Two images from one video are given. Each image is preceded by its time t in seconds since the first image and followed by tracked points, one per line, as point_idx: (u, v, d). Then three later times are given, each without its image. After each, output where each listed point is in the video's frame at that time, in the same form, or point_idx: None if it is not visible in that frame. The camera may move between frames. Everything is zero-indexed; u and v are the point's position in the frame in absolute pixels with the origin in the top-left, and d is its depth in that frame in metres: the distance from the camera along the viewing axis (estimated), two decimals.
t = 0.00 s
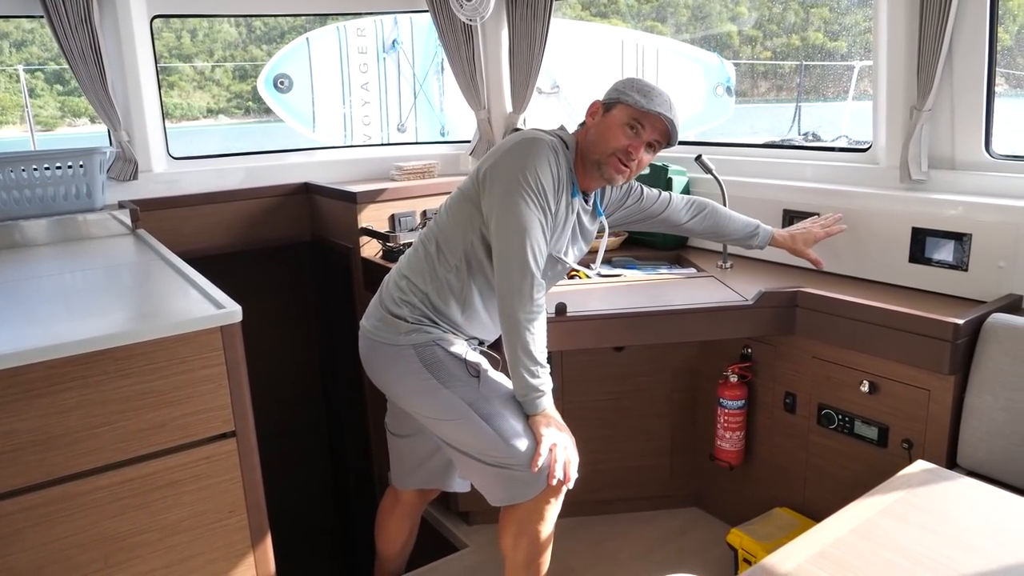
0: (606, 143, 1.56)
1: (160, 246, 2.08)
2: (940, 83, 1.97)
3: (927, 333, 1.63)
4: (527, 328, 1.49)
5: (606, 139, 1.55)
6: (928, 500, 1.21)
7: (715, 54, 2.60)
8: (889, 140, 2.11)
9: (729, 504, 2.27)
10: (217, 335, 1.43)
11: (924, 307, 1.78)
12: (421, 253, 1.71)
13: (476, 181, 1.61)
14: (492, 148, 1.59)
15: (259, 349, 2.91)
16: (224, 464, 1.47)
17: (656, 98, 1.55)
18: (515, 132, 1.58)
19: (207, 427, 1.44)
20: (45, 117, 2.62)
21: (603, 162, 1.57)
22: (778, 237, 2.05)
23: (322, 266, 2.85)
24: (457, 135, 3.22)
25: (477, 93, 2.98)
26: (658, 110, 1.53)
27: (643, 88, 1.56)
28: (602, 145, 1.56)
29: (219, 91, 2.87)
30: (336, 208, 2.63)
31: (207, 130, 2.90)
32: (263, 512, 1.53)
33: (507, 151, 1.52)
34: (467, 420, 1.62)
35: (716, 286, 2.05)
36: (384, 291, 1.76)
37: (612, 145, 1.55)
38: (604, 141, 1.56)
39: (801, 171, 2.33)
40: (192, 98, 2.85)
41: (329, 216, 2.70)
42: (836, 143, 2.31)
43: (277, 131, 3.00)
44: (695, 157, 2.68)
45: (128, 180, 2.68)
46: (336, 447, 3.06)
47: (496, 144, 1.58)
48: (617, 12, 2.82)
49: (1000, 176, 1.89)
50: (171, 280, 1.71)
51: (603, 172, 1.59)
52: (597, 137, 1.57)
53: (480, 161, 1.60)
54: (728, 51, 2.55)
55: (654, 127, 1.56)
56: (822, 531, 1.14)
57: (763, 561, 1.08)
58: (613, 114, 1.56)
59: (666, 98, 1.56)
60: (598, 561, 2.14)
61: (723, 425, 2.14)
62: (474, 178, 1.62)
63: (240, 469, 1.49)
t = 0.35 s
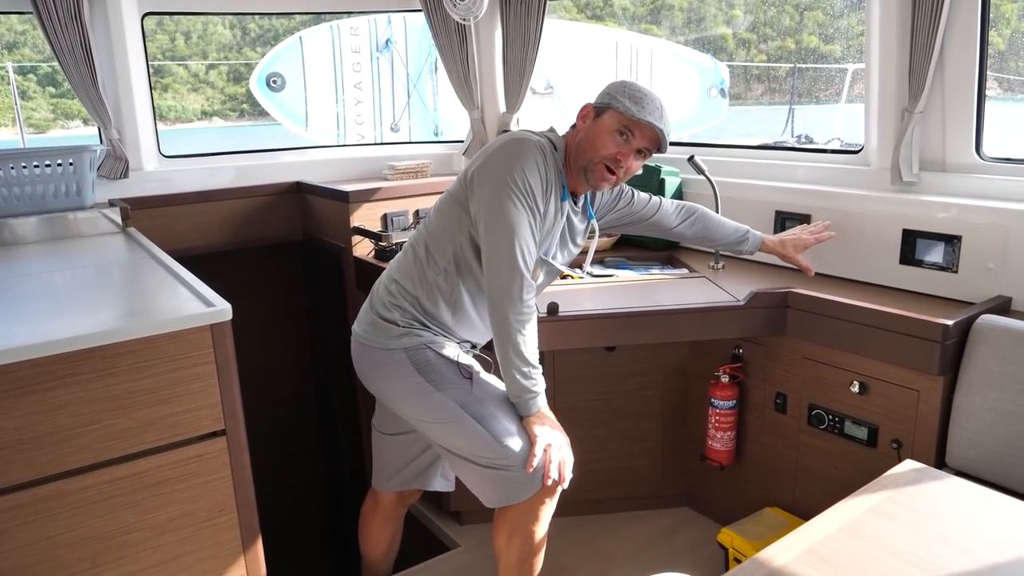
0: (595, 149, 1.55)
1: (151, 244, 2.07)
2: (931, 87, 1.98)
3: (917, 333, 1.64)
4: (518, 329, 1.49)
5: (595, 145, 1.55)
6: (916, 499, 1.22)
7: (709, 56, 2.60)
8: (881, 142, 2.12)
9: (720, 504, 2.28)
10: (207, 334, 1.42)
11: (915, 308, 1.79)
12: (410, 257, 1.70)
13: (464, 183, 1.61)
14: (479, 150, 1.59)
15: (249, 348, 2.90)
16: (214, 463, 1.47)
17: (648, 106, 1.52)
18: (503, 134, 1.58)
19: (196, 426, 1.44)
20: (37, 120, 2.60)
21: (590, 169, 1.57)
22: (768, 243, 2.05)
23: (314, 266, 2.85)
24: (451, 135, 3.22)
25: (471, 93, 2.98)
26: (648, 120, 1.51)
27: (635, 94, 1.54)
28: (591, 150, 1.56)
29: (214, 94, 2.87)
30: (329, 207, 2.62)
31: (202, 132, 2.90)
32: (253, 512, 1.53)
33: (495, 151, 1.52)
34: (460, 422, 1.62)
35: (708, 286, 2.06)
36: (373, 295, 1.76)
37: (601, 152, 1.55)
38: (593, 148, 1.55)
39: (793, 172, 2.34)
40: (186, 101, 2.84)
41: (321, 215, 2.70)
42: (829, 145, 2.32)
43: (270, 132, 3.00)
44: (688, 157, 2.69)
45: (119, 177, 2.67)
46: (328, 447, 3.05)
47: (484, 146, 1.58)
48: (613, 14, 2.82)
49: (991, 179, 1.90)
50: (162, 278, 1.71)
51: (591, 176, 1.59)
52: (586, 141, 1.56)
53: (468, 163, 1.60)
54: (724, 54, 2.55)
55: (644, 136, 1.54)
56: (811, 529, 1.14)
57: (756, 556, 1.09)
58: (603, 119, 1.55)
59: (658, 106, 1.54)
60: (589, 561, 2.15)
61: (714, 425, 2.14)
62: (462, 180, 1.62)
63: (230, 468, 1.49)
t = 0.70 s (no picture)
0: (564, 148, 1.56)
1: (127, 242, 2.06)
2: (907, 87, 2.01)
3: (890, 329, 1.67)
4: (482, 324, 1.49)
5: (562, 144, 1.56)
6: (883, 493, 1.24)
7: (691, 56, 2.62)
8: (858, 142, 2.14)
9: (699, 500, 2.29)
10: (182, 331, 1.42)
11: (889, 305, 1.81)
12: (371, 261, 1.72)
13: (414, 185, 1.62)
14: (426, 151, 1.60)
15: (228, 348, 2.89)
16: (189, 462, 1.46)
17: (611, 100, 1.54)
18: (447, 132, 1.59)
19: (172, 423, 1.44)
20: (16, 117, 2.58)
21: (556, 164, 1.59)
22: (728, 234, 2.05)
23: (295, 264, 2.84)
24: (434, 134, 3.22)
25: (453, 92, 2.99)
26: (613, 118, 1.53)
27: (596, 86, 1.53)
28: (560, 149, 1.57)
29: (198, 92, 2.87)
30: (309, 205, 2.62)
31: (183, 130, 2.89)
32: (227, 512, 1.52)
33: (440, 150, 1.53)
34: (428, 421, 1.62)
35: (686, 284, 2.07)
36: (340, 301, 1.77)
37: (570, 151, 1.56)
38: (561, 146, 1.56)
39: (772, 172, 2.36)
40: (169, 99, 2.84)
41: (302, 213, 2.69)
42: (810, 146, 2.34)
43: (252, 130, 2.99)
44: (668, 156, 2.71)
45: (96, 174, 2.65)
46: (308, 446, 3.04)
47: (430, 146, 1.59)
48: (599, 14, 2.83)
49: (966, 179, 1.92)
50: (137, 276, 1.70)
51: (555, 170, 1.61)
52: (553, 140, 1.56)
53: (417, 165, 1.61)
54: (709, 54, 2.56)
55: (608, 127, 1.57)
56: (780, 522, 1.16)
57: (730, 547, 1.10)
58: (567, 117, 1.54)
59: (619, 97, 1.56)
60: (567, 558, 2.16)
61: (693, 422, 2.17)
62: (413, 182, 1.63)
63: (205, 467, 1.48)
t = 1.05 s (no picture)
0: (547, 150, 1.57)
1: (112, 244, 2.04)
2: (892, 85, 2.01)
3: (878, 327, 1.66)
4: (458, 323, 1.47)
5: (545, 145, 1.56)
6: (875, 491, 1.23)
7: (678, 56, 2.62)
8: (844, 140, 2.14)
9: (688, 500, 2.29)
10: (166, 333, 1.40)
11: (877, 303, 1.81)
12: (348, 265, 1.71)
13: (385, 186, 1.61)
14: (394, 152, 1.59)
15: (213, 351, 2.86)
16: (174, 465, 1.44)
17: (590, 100, 1.55)
18: (412, 133, 1.58)
19: (156, 426, 1.42)
20: (4, 117, 2.55)
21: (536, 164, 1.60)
22: (709, 226, 2.01)
23: (281, 266, 2.82)
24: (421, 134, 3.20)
25: (439, 92, 2.97)
26: (594, 120, 1.55)
27: (576, 87, 1.53)
28: (542, 152, 1.57)
29: (185, 92, 2.85)
30: (295, 206, 2.60)
31: (170, 131, 2.86)
32: (215, 514, 1.50)
33: (406, 152, 1.52)
34: (408, 421, 1.61)
35: (674, 283, 2.07)
36: (321, 305, 1.76)
37: (552, 152, 1.58)
38: (543, 148, 1.57)
39: (759, 170, 2.36)
40: (157, 99, 2.82)
41: (288, 215, 2.67)
42: (797, 144, 2.34)
43: (238, 131, 2.96)
44: (654, 155, 2.71)
45: (81, 178, 2.63)
46: (296, 448, 3.02)
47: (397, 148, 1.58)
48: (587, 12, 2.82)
49: (952, 177, 1.93)
50: (121, 278, 1.68)
51: (534, 168, 1.62)
52: (535, 144, 1.57)
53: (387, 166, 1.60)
54: (696, 53, 2.55)
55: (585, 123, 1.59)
56: (768, 521, 1.15)
57: (714, 549, 1.09)
58: (549, 121, 1.54)
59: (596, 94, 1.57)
60: (559, 558, 2.15)
61: (681, 421, 2.16)
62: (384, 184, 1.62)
63: (190, 470, 1.46)
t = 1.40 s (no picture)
0: (555, 150, 1.57)
1: (110, 248, 2.03)
2: (891, 84, 2.01)
3: (878, 328, 1.66)
4: (463, 325, 1.47)
5: (554, 146, 1.56)
6: (875, 491, 1.23)
7: (677, 57, 2.61)
8: (843, 139, 2.13)
9: (688, 500, 2.29)
10: (164, 337, 1.40)
11: (876, 303, 1.81)
12: (350, 260, 1.70)
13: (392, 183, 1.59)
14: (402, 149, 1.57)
15: (212, 354, 2.85)
16: (173, 469, 1.44)
17: (599, 99, 1.55)
18: (419, 130, 1.56)
19: (155, 431, 1.41)
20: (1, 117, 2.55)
21: (544, 164, 1.61)
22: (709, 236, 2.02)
23: (279, 269, 2.82)
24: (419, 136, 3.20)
25: (437, 93, 2.97)
26: (603, 120, 1.55)
27: (584, 87, 1.53)
28: (551, 152, 1.57)
29: (184, 91, 2.84)
30: (294, 209, 2.59)
31: (170, 129, 2.86)
32: (214, 516, 1.50)
33: (415, 150, 1.50)
34: (410, 421, 1.61)
35: (673, 284, 2.06)
36: (323, 300, 1.75)
37: (561, 152, 1.58)
38: (552, 149, 1.57)
39: (758, 170, 2.36)
40: (155, 97, 2.82)
41: (287, 218, 2.67)
42: (795, 145, 2.34)
43: (236, 133, 2.96)
44: (653, 156, 2.71)
45: (79, 181, 2.63)
46: (296, 451, 3.02)
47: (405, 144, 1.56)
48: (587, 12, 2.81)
49: (950, 176, 1.93)
50: (118, 281, 1.67)
51: (542, 168, 1.62)
52: (544, 144, 1.56)
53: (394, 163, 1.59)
54: (694, 53, 2.55)
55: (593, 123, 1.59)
56: (767, 522, 1.15)
57: (710, 554, 1.08)
58: (558, 122, 1.54)
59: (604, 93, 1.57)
60: (559, 559, 2.14)
61: (681, 422, 2.16)
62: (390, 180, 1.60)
63: (190, 474, 1.46)
